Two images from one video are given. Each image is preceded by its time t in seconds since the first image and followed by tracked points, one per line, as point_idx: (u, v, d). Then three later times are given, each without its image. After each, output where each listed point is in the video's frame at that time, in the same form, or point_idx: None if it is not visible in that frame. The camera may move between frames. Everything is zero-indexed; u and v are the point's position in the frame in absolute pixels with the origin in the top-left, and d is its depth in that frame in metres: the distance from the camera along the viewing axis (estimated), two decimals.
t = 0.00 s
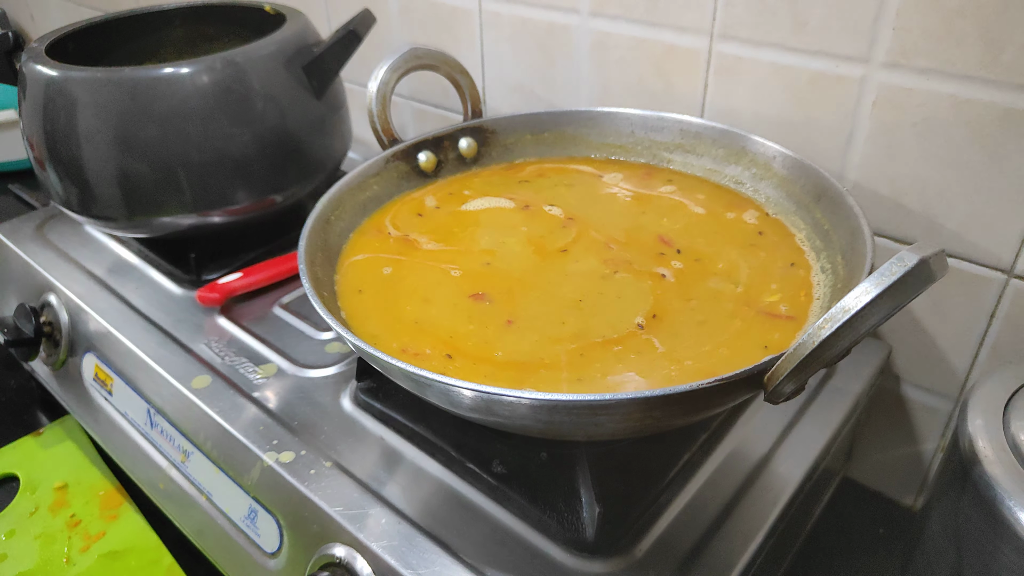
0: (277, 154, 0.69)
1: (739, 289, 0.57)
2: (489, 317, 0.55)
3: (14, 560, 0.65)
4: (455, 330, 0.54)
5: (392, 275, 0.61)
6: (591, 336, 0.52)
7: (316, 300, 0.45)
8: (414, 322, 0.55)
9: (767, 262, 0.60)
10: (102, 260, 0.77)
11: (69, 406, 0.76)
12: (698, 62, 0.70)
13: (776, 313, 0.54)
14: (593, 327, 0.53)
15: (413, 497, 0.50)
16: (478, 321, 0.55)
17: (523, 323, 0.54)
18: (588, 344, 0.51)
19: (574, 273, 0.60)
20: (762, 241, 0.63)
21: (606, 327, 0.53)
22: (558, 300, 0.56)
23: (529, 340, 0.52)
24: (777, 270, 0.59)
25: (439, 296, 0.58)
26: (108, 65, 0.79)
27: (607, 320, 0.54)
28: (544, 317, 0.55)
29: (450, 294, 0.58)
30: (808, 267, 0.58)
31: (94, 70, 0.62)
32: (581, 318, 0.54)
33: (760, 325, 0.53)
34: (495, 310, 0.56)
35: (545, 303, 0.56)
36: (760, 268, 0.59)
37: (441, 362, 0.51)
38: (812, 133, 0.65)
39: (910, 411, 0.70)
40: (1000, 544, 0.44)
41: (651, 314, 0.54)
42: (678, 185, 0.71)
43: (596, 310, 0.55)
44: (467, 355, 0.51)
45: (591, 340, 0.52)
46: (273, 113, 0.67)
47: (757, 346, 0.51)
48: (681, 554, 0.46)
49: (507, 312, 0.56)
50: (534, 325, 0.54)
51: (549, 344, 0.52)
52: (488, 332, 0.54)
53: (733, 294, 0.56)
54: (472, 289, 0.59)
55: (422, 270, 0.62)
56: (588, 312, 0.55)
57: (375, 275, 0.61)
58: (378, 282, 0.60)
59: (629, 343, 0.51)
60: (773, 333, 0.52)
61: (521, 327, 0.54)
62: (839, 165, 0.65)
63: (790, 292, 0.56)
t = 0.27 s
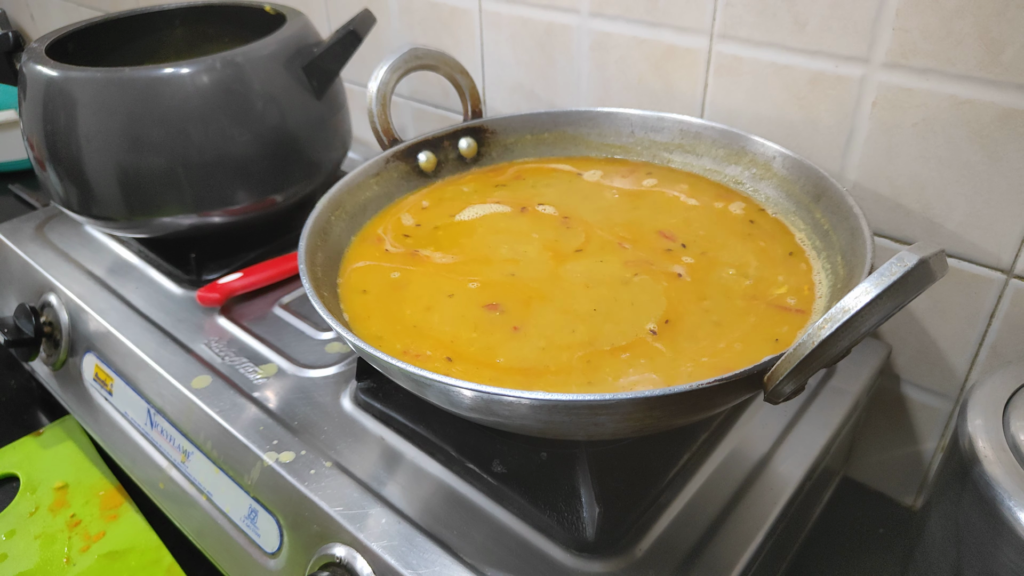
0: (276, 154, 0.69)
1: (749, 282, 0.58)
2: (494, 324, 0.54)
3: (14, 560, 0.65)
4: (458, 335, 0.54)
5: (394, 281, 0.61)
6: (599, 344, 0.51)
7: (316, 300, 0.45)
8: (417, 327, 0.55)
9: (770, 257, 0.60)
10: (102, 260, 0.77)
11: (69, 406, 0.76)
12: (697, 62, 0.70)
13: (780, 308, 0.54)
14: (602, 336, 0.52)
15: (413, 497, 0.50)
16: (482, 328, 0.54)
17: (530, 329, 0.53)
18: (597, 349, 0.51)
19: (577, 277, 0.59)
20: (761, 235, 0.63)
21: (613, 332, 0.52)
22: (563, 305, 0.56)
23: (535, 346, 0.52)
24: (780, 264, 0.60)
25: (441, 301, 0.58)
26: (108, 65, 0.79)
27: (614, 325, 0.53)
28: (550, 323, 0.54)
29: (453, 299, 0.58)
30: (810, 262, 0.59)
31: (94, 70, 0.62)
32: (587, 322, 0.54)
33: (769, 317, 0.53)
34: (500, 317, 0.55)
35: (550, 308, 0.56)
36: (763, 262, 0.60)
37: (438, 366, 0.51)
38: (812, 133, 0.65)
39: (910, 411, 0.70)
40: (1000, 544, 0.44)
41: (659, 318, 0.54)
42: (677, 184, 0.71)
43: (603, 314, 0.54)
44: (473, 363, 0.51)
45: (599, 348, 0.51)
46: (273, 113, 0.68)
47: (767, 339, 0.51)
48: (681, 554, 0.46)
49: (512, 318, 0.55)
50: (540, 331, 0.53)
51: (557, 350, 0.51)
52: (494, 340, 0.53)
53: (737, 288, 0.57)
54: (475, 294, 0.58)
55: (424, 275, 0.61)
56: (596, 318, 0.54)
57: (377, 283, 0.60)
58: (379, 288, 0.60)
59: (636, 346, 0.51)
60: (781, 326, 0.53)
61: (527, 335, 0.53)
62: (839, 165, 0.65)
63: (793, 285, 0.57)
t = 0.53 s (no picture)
0: (276, 154, 0.69)
1: (750, 279, 0.58)
2: (491, 327, 0.54)
3: (13, 560, 0.65)
4: (454, 336, 0.53)
5: (390, 282, 0.60)
6: (598, 352, 0.50)
7: (316, 299, 0.45)
8: (413, 327, 0.54)
9: (767, 258, 0.61)
10: (102, 260, 0.77)
11: (69, 406, 0.76)
12: (698, 62, 0.70)
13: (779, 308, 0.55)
14: (602, 344, 0.51)
15: (413, 497, 0.50)
16: (481, 330, 0.54)
17: (528, 333, 0.53)
18: (596, 352, 0.50)
19: (575, 280, 0.59)
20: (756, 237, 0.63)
21: (612, 336, 0.52)
22: (561, 309, 0.55)
23: (533, 349, 0.51)
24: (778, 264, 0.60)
25: (437, 303, 0.57)
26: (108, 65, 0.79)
27: (613, 328, 0.53)
28: (548, 327, 0.53)
29: (450, 302, 0.57)
30: (809, 262, 0.59)
31: (94, 70, 0.62)
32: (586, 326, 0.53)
33: (769, 315, 0.54)
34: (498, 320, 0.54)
35: (548, 310, 0.55)
36: (761, 263, 0.60)
37: (433, 364, 0.50)
38: (812, 133, 0.65)
39: (910, 411, 0.70)
40: (1000, 544, 0.44)
41: (660, 322, 0.53)
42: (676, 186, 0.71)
43: (602, 318, 0.54)
44: (469, 365, 0.50)
45: (598, 358, 0.50)
46: (273, 113, 0.68)
47: (769, 337, 0.51)
48: (681, 554, 0.46)
49: (510, 322, 0.54)
50: (538, 335, 0.53)
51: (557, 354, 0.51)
52: (491, 345, 0.52)
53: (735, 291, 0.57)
54: (472, 296, 0.58)
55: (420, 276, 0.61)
56: (595, 323, 0.54)
57: (372, 283, 0.60)
58: (375, 288, 0.59)
59: (635, 348, 0.51)
60: (782, 323, 0.53)
61: (525, 338, 0.52)
62: (839, 165, 0.65)
63: (791, 285, 0.57)
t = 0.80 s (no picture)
0: (276, 154, 0.69)
1: (750, 277, 0.58)
2: (494, 329, 0.53)
3: (14, 560, 0.65)
4: (456, 338, 0.53)
5: (391, 286, 0.60)
6: (605, 359, 0.50)
7: (317, 300, 0.45)
8: (414, 328, 0.54)
9: (767, 254, 0.61)
10: (102, 261, 0.77)
11: (69, 406, 0.76)
12: (698, 62, 0.70)
13: (782, 303, 0.55)
14: (603, 343, 0.51)
15: (413, 497, 0.50)
16: (482, 329, 0.54)
17: (531, 336, 0.52)
18: (601, 353, 0.50)
19: (576, 282, 0.59)
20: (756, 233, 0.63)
21: (617, 338, 0.52)
22: (564, 311, 0.55)
23: (538, 351, 0.51)
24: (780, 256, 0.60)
25: (439, 306, 0.57)
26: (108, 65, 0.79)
27: (616, 329, 0.52)
28: (551, 329, 0.53)
29: (452, 304, 0.57)
30: (809, 261, 0.59)
31: (93, 70, 0.62)
32: (590, 329, 0.53)
33: (771, 310, 0.54)
34: (501, 322, 0.54)
35: (550, 311, 0.55)
36: (762, 260, 0.60)
37: (434, 366, 0.50)
38: (813, 133, 0.65)
39: (910, 411, 0.70)
40: (1000, 544, 0.44)
41: (664, 322, 0.53)
42: (676, 185, 0.71)
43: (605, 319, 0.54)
44: (472, 368, 0.50)
45: (601, 361, 0.49)
46: (273, 113, 0.68)
47: (774, 330, 0.52)
48: (680, 554, 0.46)
49: (513, 325, 0.54)
50: (543, 338, 0.52)
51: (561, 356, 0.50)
52: (495, 349, 0.51)
53: (741, 279, 0.58)
54: (473, 297, 0.57)
55: (421, 280, 0.61)
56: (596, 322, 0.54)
57: (373, 289, 0.59)
58: (376, 293, 0.59)
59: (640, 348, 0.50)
60: (787, 314, 0.53)
61: (529, 342, 0.52)
62: (839, 165, 0.65)
63: (793, 279, 0.57)
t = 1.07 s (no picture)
0: (276, 154, 0.69)
1: (751, 276, 0.58)
2: (496, 332, 0.53)
3: (14, 560, 0.65)
4: (458, 339, 0.53)
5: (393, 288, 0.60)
6: (611, 361, 0.49)
7: (316, 300, 0.45)
8: (414, 328, 0.54)
9: (766, 252, 0.61)
10: (102, 261, 0.77)
11: (69, 406, 0.76)
12: (698, 62, 0.70)
13: (784, 301, 0.55)
14: (604, 343, 0.51)
15: (413, 497, 0.50)
16: (482, 329, 0.54)
17: (534, 338, 0.52)
18: (606, 354, 0.50)
19: (576, 281, 0.59)
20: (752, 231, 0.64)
21: (621, 340, 0.51)
22: (567, 313, 0.55)
23: (540, 354, 0.51)
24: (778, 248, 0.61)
25: (440, 307, 0.57)
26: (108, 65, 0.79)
27: (619, 330, 0.52)
28: (555, 331, 0.53)
29: (454, 306, 0.57)
30: (810, 261, 0.59)
31: (93, 70, 0.62)
32: (594, 330, 0.53)
33: (771, 309, 0.54)
34: (501, 322, 0.54)
35: (553, 312, 0.55)
36: (762, 259, 0.60)
37: (433, 366, 0.50)
38: (813, 133, 0.65)
39: (910, 411, 0.70)
40: (1000, 544, 0.44)
41: (669, 323, 0.53)
42: (676, 185, 0.71)
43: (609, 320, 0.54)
44: (473, 369, 0.50)
45: (602, 361, 0.49)
46: (273, 113, 0.68)
47: (780, 327, 0.52)
48: (680, 554, 0.46)
49: (515, 327, 0.54)
50: (545, 341, 0.52)
51: (564, 359, 0.50)
52: (497, 352, 0.51)
53: (742, 285, 0.57)
54: (475, 300, 0.57)
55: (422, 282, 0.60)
56: (596, 322, 0.54)
57: (374, 290, 0.59)
58: (377, 294, 0.59)
59: (643, 348, 0.50)
60: (791, 310, 0.54)
61: (531, 345, 0.52)
62: (839, 165, 0.65)
63: (793, 277, 0.57)
